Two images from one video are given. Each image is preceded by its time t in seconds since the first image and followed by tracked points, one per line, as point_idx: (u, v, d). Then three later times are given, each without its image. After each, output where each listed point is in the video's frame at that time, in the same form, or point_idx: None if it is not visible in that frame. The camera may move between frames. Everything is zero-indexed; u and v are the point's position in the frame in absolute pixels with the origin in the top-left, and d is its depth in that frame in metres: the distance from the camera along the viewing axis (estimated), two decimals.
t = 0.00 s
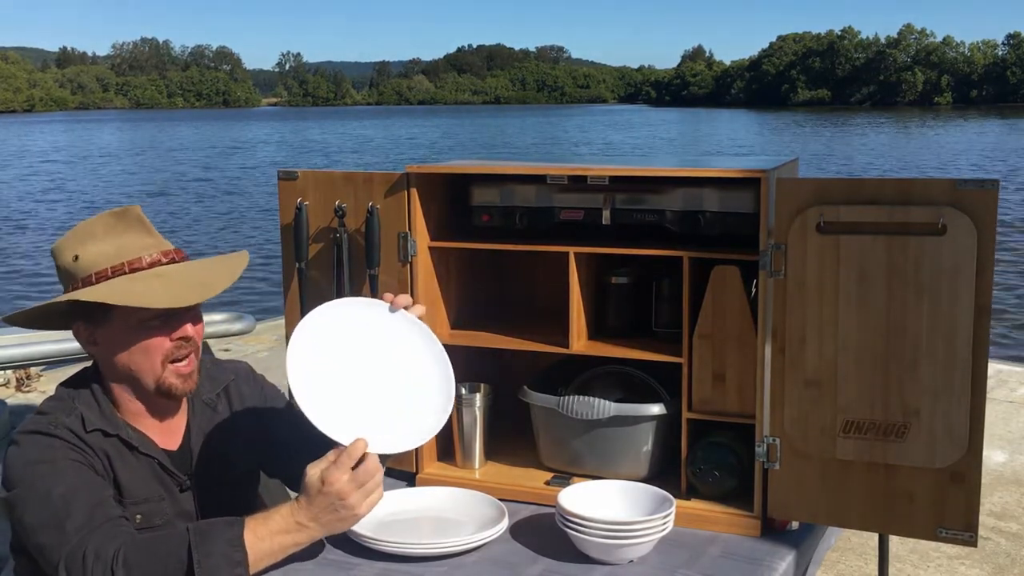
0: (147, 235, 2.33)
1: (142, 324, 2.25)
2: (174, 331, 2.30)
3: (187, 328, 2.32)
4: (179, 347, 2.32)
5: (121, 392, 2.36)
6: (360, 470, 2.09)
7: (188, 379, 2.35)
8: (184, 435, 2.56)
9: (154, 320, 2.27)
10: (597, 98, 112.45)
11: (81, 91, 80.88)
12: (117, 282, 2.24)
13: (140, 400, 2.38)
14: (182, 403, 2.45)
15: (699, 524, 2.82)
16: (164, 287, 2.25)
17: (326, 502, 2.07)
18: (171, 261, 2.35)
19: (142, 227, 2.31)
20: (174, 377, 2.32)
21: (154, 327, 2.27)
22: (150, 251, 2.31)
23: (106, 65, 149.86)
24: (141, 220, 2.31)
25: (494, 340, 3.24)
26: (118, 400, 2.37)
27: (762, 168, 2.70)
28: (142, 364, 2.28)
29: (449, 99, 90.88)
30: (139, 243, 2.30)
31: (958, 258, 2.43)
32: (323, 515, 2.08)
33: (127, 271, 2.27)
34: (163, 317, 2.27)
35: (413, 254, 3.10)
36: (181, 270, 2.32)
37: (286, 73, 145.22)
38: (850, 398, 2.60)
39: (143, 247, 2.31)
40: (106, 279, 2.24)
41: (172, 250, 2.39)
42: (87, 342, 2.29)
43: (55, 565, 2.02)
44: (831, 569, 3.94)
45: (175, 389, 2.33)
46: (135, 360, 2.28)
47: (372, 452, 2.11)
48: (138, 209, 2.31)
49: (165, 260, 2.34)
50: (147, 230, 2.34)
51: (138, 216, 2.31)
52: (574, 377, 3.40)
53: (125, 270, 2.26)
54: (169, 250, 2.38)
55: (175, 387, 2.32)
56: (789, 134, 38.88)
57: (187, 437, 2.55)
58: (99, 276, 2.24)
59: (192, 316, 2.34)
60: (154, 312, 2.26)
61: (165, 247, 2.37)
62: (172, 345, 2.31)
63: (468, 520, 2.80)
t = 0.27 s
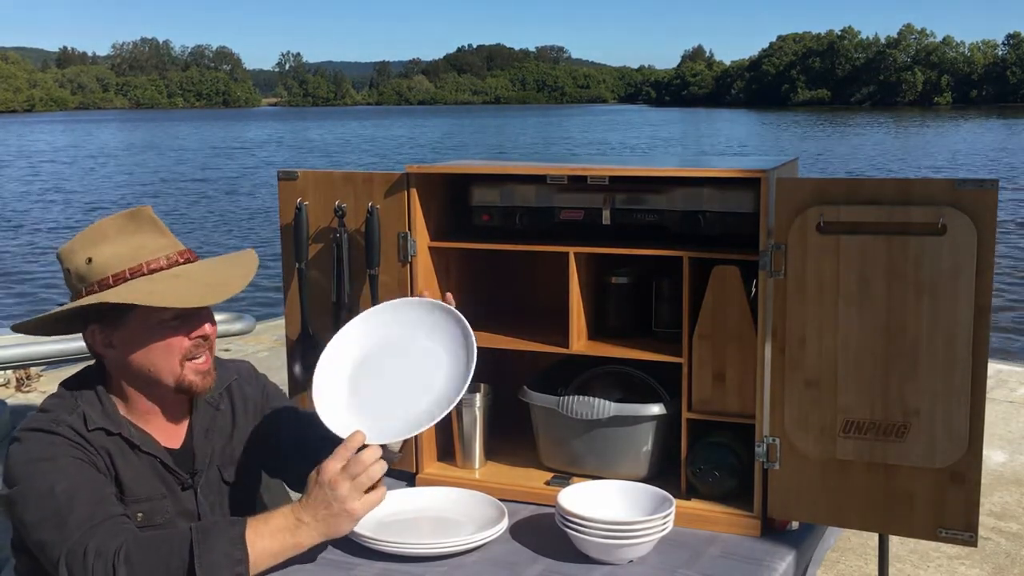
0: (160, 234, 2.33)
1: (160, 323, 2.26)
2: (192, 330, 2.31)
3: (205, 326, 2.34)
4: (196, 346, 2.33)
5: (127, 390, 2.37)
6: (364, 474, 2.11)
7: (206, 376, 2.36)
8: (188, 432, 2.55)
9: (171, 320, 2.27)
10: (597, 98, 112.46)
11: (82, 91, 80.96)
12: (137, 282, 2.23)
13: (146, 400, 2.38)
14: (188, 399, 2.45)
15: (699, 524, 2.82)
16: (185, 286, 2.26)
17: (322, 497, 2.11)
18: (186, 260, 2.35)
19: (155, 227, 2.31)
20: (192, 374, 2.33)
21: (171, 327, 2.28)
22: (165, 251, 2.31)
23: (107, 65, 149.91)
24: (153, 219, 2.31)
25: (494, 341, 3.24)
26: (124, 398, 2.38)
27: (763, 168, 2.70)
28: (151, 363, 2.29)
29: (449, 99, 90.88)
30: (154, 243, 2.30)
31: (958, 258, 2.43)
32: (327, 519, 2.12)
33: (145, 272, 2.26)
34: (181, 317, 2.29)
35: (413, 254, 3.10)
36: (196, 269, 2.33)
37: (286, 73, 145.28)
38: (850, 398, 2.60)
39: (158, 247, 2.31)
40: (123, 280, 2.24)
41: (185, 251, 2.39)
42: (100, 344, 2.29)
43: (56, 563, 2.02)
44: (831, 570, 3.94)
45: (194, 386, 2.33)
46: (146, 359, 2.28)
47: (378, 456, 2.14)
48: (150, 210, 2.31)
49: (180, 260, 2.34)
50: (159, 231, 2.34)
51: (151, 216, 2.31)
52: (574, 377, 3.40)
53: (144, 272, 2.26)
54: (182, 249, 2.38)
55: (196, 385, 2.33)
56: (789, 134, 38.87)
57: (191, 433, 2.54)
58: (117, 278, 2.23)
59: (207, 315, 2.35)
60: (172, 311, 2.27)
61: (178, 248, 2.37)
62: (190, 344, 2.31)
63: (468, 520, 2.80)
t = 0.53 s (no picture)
0: (136, 246, 2.26)
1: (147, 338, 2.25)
2: (181, 341, 2.31)
3: (194, 335, 2.34)
4: (186, 354, 2.33)
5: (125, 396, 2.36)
6: (370, 475, 2.17)
7: (199, 378, 2.36)
8: (187, 435, 2.55)
9: (158, 334, 2.27)
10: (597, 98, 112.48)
11: (82, 91, 81.02)
12: (120, 301, 2.19)
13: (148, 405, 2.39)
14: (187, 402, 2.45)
15: (698, 524, 2.83)
16: (169, 301, 2.23)
17: (328, 496, 2.17)
18: (166, 270, 2.30)
19: (130, 240, 2.23)
20: (185, 379, 2.33)
21: (158, 339, 2.27)
22: (143, 265, 2.25)
23: (106, 65, 150.01)
24: (128, 232, 2.23)
25: (494, 341, 3.24)
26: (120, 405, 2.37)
27: (763, 168, 2.70)
28: (145, 372, 2.28)
29: (449, 100, 90.92)
30: (129, 258, 2.23)
31: (959, 257, 2.43)
32: (329, 519, 2.15)
33: (126, 288, 2.21)
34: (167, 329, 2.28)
35: (413, 255, 3.10)
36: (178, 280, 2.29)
37: (286, 73, 145.29)
38: (850, 398, 2.60)
39: (135, 261, 2.24)
40: (104, 299, 2.19)
41: (161, 257, 2.33)
42: (91, 359, 2.27)
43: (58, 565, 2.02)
44: (831, 569, 3.94)
45: (188, 391, 2.34)
46: (141, 368, 2.27)
47: (387, 458, 2.21)
48: (122, 221, 2.23)
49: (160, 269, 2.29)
50: (136, 242, 2.26)
51: (123, 228, 2.23)
52: (574, 377, 3.39)
53: (124, 288, 2.21)
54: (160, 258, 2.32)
55: (189, 389, 2.33)
56: (789, 134, 38.86)
57: (190, 436, 2.54)
58: (97, 297, 2.18)
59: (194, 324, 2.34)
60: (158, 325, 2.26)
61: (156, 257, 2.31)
62: (181, 353, 2.32)
63: (467, 519, 2.80)
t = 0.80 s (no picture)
0: (127, 253, 2.23)
1: (141, 347, 2.26)
2: (176, 350, 2.31)
3: (190, 341, 2.34)
4: (181, 362, 2.33)
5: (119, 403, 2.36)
6: (372, 478, 2.19)
7: (193, 386, 2.36)
8: (183, 438, 2.55)
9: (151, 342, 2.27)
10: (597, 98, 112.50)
11: (81, 91, 81.02)
12: (112, 312, 2.19)
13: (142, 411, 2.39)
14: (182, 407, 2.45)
15: (698, 524, 2.82)
16: (162, 313, 2.23)
17: (328, 501, 2.17)
18: (158, 277, 2.29)
19: (120, 248, 2.21)
20: (181, 386, 2.33)
21: (153, 347, 2.28)
22: (135, 273, 2.23)
23: (106, 65, 150.02)
24: (118, 240, 2.21)
25: (494, 340, 3.24)
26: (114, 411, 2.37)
27: (762, 168, 2.70)
28: (140, 379, 2.29)
29: (449, 100, 90.90)
30: (120, 267, 2.21)
31: (959, 257, 2.43)
32: (329, 519, 2.16)
33: (118, 298, 2.20)
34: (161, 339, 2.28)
35: (413, 255, 3.10)
36: (171, 289, 2.28)
37: (286, 73, 145.28)
38: (849, 398, 2.60)
39: (126, 269, 2.22)
40: (96, 310, 2.18)
41: (152, 262, 2.31)
42: (84, 368, 2.26)
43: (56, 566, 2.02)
44: (831, 569, 3.94)
45: (183, 397, 2.34)
46: (136, 374, 2.27)
47: (392, 462, 2.23)
48: (112, 229, 2.20)
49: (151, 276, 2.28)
50: (125, 249, 2.24)
51: (113, 236, 2.20)
52: (574, 377, 3.39)
53: (117, 299, 2.20)
54: (151, 263, 2.30)
55: (183, 396, 2.33)
56: (789, 134, 38.85)
57: (186, 439, 2.55)
58: (88, 308, 2.17)
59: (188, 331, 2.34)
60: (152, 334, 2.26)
61: (147, 263, 2.29)
62: (176, 360, 2.32)
63: (467, 520, 2.80)
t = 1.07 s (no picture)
0: (111, 261, 2.22)
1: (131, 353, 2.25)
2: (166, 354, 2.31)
3: (179, 346, 2.34)
4: (171, 366, 2.33)
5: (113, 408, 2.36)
6: (375, 478, 2.21)
7: (185, 388, 2.36)
8: (179, 440, 2.55)
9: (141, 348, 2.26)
10: (597, 98, 112.52)
11: (81, 91, 81.01)
12: (99, 321, 2.19)
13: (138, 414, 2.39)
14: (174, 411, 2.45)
15: (698, 524, 2.83)
16: (150, 321, 2.23)
17: (331, 501, 2.18)
18: (144, 283, 2.28)
19: (104, 256, 2.20)
20: (172, 392, 2.33)
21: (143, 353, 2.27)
22: (121, 281, 2.23)
23: (106, 65, 150.03)
24: (102, 248, 2.20)
25: (493, 340, 3.24)
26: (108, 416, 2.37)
27: (762, 168, 2.70)
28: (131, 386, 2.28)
29: (449, 99, 90.88)
30: (105, 275, 2.20)
31: (959, 258, 2.43)
32: (331, 519, 2.17)
33: (105, 306, 2.20)
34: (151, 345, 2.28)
35: (413, 254, 3.10)
36: (156, 296, 2.27)
37: (286, 73, 145.28)
38: (850, 397, 2.60)
39: (111, 277, 2.21)
40: (83, 320, 2.18)
41: (137, 267, 2.29)
42: (77, 376, 2.26)
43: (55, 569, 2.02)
44: (831, 570, 3.94)
45: (174, 402, 2.33)
46: (127, 381, 2.27)
47: (394, 463, 2.25)
48: (95, 238, 2.19)
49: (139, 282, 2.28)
50: (110, 256, 2.22)
51: (96, 244, 2.19)
52: (574, 376, 3.39)
53: (103, 308, 2.20)
54: (137, 270, 2.29)
55: (175, 400, 2.33)
56: (789, 134, 38.83)
57: (181, 442, 2.55)
58: (75, 318, 2.17)
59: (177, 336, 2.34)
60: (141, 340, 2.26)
61: (133, 269, 2.27)
62: (165, 366, 2.32)
63: (467, 519, 2.80)
